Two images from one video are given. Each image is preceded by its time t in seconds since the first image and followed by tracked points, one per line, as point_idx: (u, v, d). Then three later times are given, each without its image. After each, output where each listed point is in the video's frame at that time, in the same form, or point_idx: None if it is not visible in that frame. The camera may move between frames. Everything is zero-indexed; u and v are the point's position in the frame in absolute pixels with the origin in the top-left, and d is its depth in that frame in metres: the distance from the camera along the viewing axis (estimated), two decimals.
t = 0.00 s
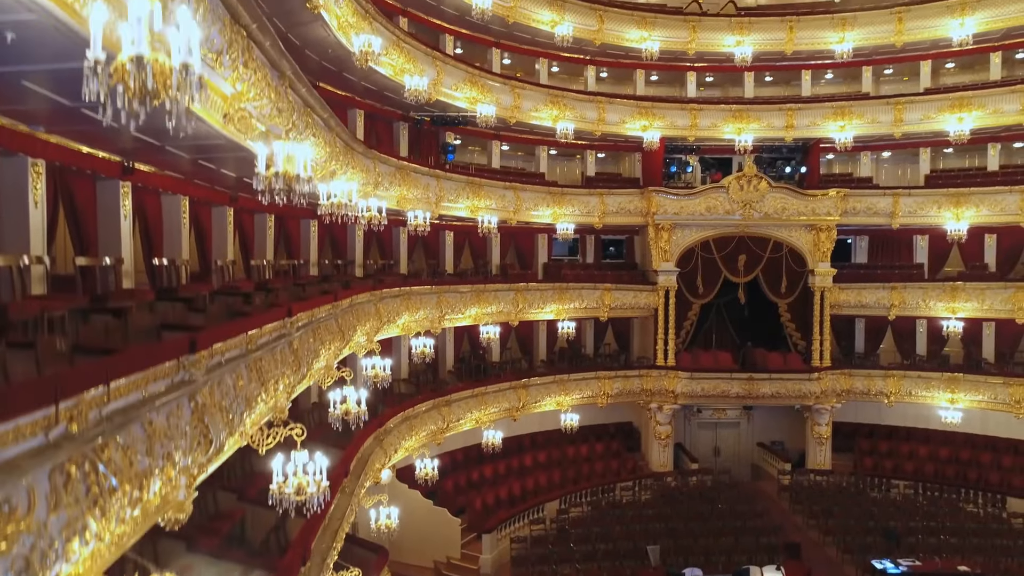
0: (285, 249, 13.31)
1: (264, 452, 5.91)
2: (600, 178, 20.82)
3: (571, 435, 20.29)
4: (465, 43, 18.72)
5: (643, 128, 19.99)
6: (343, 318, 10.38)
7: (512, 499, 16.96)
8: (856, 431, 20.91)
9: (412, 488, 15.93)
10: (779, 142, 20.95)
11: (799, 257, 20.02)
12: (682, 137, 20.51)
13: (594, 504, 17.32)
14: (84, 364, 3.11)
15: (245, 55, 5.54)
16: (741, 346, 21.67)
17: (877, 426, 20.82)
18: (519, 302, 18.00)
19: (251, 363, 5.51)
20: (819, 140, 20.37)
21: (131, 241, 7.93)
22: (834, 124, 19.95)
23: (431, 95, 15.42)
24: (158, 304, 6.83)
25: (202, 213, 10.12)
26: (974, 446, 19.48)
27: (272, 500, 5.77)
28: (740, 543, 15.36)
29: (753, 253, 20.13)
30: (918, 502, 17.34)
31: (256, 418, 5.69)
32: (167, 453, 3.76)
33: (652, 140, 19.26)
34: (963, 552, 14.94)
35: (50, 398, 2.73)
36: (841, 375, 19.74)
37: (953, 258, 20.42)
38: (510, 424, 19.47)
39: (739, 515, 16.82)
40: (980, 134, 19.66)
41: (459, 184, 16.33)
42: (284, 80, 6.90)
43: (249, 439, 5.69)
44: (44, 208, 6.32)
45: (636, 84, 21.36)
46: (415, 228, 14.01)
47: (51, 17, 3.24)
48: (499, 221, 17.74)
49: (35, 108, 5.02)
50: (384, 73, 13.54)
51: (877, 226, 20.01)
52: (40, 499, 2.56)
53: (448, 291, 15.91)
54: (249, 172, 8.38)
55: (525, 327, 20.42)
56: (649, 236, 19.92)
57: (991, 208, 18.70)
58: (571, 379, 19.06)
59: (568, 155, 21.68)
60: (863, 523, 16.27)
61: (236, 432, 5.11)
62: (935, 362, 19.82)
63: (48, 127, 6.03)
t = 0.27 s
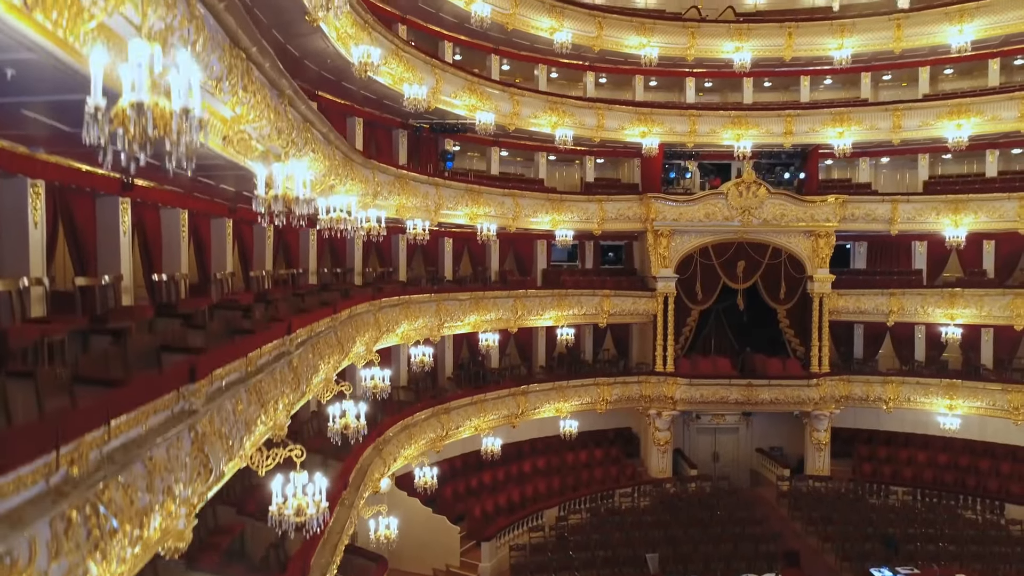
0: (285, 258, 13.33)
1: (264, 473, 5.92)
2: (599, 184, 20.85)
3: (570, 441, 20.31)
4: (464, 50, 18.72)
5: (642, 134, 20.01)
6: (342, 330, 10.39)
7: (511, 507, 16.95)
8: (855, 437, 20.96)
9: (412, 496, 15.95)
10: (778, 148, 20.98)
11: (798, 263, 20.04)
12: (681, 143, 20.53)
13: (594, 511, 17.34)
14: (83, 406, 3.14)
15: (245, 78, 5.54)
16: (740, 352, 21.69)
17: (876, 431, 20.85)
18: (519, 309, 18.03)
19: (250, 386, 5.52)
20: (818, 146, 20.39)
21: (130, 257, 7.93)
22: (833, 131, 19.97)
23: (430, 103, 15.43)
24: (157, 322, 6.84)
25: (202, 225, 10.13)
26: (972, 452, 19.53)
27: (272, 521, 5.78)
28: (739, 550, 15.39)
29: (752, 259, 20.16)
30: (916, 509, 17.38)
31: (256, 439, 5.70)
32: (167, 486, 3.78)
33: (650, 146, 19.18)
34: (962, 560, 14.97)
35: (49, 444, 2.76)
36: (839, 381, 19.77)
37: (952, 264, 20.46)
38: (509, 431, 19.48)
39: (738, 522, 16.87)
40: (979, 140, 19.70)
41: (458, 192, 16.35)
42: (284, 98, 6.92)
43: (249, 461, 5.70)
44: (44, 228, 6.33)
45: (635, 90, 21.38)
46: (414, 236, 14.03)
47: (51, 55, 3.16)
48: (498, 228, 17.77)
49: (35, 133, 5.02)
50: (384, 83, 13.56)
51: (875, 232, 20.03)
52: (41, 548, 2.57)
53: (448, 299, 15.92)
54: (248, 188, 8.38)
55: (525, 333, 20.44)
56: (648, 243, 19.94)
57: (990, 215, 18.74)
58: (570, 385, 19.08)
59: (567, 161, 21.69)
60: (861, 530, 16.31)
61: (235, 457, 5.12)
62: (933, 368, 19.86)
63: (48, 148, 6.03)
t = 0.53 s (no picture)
0: (284, 266, 13.34)
1: (262, 491, 5.93)
2: (598, 189, 20.87)
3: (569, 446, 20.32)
4: (463, 55, 18.71)
5: (641, 139, 20.04)
6: (341, 340, 10.39)
7: (510, 513, 16.93)
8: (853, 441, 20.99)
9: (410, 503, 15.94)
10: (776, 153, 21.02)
11: (797, 268, 20.05)
12: (680, 148, 20.55)
13: (593, 516, 17.34)
14: (83, 441, 3.15)
15: (244, 99, 5.52)
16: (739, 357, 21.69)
17: (874, 436, 20.86)
18: (518, 315, 18.05)
19: (250, 406, 5.55)
20: (817, 152, 20.41)
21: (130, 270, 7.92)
22: (832, 136, 19.99)
23: (429, 109, 15.44)
24: (156, 337, 6.83)
25: (201, 235, 10.13)
26: (971, 457, 19.57)
27: (271, 540, 5.79)
28: (738, 556, 15.41)
29: (751, 264, 20.17)
30: (915, 514, 17.40)
31: (255, 458, 5.72)
32: (167, 516, 3.80)
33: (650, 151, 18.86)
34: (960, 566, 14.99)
35: (49, 485, 2.77)
36: (838, 386, 19.79)
37: (950, 269, 20.49)
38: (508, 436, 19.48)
39: (736, 527, 16.89)
40: (977, 145, 19.72)
41: (457, 199, 16.36)
42: (283, 114, 6.91)
43: (248, 480, 5.72)
44: (43, 245, 6.33)
45: (634, 95, 21.39)
46: (412, 243, 14.05)
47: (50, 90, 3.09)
48: (497, 234, 17.78)
49: (35, 154, 5.02)
50: (383, 91, 13.58)
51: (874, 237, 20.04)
52: None
53: (446, 306, 15.92)
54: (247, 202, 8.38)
55: (524, 337, 20.45)
56: (647, 248, 19.95)
57: (988, 221, 18.75)
58: (569, 391, 19.09)
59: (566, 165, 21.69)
60: (860, 536, 16.33)
61: (235, 479, 5.14)
62: (932, 373, 19.90)
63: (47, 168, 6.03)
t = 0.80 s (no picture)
0: (283, 276, 13.35)
1: (263, 513, 5.94)
2: (597, 195, 20.89)
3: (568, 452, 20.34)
4: (462, 62, 18.72)
5: (640, 146, 20.05)
6: (340, 353, 10.40)
7: (509, 520, 16.93)
8: (852, 447, 21.01)
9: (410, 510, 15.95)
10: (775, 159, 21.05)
11: (796, 274, 20.07)
12: (679, 154, 20.57)
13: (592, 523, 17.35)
14: (83, 482, 3.19)
15: (243, 123, 5.51)
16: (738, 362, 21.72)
17: (873, 442, 20.89)
18: (517, 322, 18.07)
19: (249, 430, 5.57)
20: (815, 158, 20.43)
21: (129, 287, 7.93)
22: (831, 143, 20.01)
23: (428, 117, 15.44)
24: (155, 355, 6.83)
25: (200, 248, 10.14)
26: (969, 463, 19.60)
27: (271, 562, 5.80)
28: (737, 564, 15.42)
29: (750, 271, 20.18)
30: (913, 521, 17.43)
31: (255, 481, 5.73)
32: (167, 549, 3.84)
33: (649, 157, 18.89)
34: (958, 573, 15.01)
35: (49, 532, 2.81)
36: (837, 392, 19.82)
37: (949, 275, 20.52)
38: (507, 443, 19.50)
39: (735, 533, 16.91)
40: (976, 152, 19.75)
41: (456, 207, 16.37)
42: (282, 132, 6.90)
43: (249, 502, 5.72)
44: (43, 264, 6.32)
45: (633, 100, 21.40)
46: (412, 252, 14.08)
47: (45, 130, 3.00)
48: (496, 241, 17.79)
49: (33, 180, 5.02)
50: (382, 101, 13.58)
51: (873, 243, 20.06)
52: None
53: (446, 314, 15.93)
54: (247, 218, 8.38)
55: (523, 344, 20.47)
56: (646, 254, 19.96)
57: (987, 227, 18.77)
58: (568, 398, 19.11)
59: (565, 171, 21.70)
60: (858, 543, 16.36)
61: (234, 504, 5.15)
62: (930, 380, 19.93)
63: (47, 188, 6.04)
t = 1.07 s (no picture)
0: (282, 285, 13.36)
1: (263, 535, 5.96)
2: (596, 201, 20.91)
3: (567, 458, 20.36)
4: (461, 68, 18.71)
5: (639, 152, 20.07)
6: (339, 365, 10.40)
7: (508, 527, 16.93)
8: (851, 453, 21.04)
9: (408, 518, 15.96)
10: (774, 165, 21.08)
11: (794, 280, 20.09)
12: (677, 160, 20.58)
13: (591, 530, 17.36)
14: (83, 522, 3.27)
15: (242, 146, 5.51)
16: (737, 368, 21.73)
17: (871, 447, 20.91)
18: (515, 329, 18.09)
19: (248, 453, 5.61)
20: (814, 164, 20.45)
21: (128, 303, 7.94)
22: (829, 149, 20.03)
23: (427, 125, 15.45)
24: (154, 371, 6.85)
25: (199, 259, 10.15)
26: (968, 469, 19.63)
27: None
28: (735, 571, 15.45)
29: (749, 277, 20.18)
30: (911, 527, 17.46)
31: (254, 503, 5.76)
32: None
33: (648, 164, 18.93)
34: None
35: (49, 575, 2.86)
36: (835, 399, 19.84)
37: (948, 281, 20.55)
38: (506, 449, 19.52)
39: (733, 540, 16.94)
40: (974, 158, 19.77)
41: (455, 215, 16.39)
42: (281, 150, 6.90)
43: (249, 524, 5.75)
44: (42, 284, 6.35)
45: (632, 106, 21.41)
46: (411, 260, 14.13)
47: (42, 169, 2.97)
48: (495, 248, 17.80)
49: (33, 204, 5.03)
50: (381, 110, 13.59)
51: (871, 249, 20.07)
52: None
53: (444, 321, 15.93)
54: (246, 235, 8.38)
55: (522, 350, 20.48)
56: (645, 260, 19.98)
57: (985, 234, 18.79)
58: (567, 404, 19.11)
59: (564, 176, 21.71)
60: (856, 550, 16.39)
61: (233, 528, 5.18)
62: (929, 386, 19.97)
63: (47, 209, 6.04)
